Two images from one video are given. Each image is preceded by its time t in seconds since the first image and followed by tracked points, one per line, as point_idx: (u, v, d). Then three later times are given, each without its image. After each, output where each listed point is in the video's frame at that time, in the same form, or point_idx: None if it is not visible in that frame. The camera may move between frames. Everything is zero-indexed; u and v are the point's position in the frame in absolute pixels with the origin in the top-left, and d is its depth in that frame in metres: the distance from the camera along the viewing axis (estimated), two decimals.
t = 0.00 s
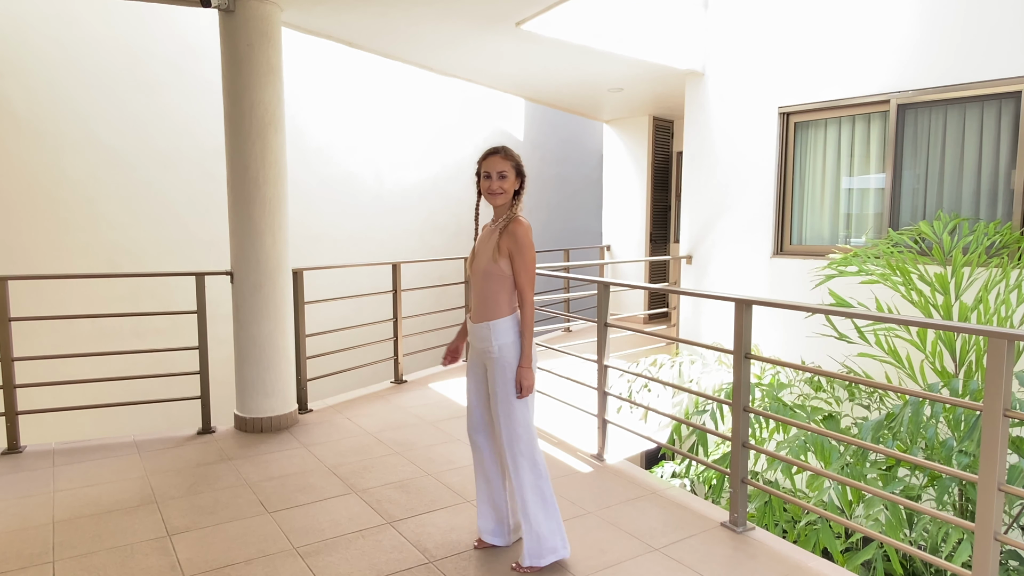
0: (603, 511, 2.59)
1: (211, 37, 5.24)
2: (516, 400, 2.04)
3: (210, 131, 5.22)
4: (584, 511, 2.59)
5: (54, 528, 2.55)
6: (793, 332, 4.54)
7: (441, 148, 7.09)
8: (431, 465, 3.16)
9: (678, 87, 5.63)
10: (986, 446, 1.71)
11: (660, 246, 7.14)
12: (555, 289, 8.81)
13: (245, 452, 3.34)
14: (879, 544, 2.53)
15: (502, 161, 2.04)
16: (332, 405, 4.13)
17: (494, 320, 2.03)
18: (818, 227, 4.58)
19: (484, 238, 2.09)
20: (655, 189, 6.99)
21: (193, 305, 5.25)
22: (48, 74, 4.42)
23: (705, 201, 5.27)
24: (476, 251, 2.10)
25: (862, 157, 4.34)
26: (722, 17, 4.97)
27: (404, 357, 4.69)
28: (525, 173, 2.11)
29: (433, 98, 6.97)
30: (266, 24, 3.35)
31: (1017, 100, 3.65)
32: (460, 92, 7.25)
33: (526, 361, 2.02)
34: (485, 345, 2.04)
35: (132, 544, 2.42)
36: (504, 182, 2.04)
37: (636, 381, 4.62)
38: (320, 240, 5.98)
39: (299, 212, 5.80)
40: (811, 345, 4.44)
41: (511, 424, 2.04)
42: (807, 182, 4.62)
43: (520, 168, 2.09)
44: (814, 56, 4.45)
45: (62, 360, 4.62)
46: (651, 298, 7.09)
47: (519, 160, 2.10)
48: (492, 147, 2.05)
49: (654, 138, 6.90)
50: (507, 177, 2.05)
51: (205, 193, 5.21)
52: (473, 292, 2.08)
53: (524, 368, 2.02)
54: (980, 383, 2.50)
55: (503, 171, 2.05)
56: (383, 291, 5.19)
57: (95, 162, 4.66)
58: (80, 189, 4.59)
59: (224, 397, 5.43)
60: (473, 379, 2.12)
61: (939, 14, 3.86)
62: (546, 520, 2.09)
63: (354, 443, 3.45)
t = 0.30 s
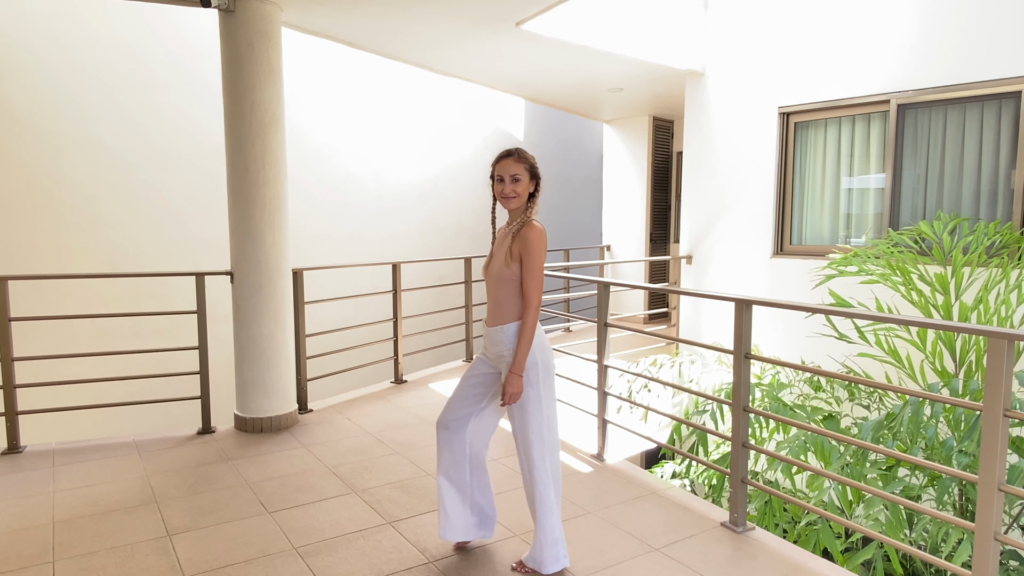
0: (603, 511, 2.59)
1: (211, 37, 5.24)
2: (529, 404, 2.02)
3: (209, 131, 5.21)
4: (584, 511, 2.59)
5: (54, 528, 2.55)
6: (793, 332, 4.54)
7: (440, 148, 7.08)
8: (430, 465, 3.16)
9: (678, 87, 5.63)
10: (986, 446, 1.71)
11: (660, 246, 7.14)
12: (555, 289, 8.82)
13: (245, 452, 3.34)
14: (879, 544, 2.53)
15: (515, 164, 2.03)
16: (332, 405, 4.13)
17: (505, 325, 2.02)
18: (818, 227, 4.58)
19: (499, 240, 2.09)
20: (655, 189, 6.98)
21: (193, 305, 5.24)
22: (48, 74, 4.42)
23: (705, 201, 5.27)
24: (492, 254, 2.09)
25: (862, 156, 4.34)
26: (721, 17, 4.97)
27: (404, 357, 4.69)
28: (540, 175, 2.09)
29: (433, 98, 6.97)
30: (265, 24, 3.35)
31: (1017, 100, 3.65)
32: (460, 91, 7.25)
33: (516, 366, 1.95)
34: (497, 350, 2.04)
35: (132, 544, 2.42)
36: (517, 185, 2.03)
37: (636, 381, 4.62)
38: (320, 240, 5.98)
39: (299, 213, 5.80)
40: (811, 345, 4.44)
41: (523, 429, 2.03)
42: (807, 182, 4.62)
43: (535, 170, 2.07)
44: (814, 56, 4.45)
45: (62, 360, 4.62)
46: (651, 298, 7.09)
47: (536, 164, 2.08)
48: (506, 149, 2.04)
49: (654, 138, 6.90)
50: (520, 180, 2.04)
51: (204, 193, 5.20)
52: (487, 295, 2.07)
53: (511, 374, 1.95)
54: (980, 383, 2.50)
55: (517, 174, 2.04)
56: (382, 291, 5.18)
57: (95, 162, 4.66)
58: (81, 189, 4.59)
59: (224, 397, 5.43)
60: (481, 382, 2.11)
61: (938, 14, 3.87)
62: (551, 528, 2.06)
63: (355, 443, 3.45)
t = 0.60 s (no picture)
0: (603, 512, 2.59)
1: (211, 36, 5.23)
2: (519, 402, 2.02)
3: (209, 131, 5.21)
4: (583, 512, 2.59)
5: (54, 528, 2.55)
6: (793, 332, 4.54)
7: (440, 148, 7.08)
8: (430, 465, 3.16)
9: (677, 87, 5.63)
10: (986, 446, 1.71)
11: (660, 246, 7.14)
12: (555, 289, 8.82)
13: (245, 452, 3.34)
14: (879, 544, 2.53)
15: (521, 163, 2.03)
16: (332, 405, 4.13)
17: (501, 325, 2.03)
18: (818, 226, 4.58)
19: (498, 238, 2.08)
20: (655, 189, 6.98)
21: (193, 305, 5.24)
22: (48, 74, 4.41)
23: (705, 201, 5.26)
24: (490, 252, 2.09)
25: (862, 156, 4.34)
26: (721, 17, 4.97)
27: (404, 357, 4.69)
28: (544, 175, 2.09)
29: (433, 97, 6.96)
30: (265, 24, 3.35)
31: (1017, 100, 3.65)
32: (460, 91, 7.25)
33: (499, 364, 1.97)
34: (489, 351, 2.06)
35: (132, 544, 2.42)
36: (520, 184, 2.03)
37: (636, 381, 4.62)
38: (319, 240, 5.98)
39: (299, 213, 5.80)
40: (811, 345, 4.44)
41: (513, 429, 2.03)
42: (807, 182, 4.62)
43: (540, 170, 2.07)
44: (815, 56, 4.45)
45: (62, 360, 4.63)
46: (651, 298, 7.09)
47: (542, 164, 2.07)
48: (512, 148, 2.04)
49: (654, 138, 6.89)
50: (524, 179, 2.04)
51: (204, 193, 5.20)
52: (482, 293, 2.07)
53: (492, 370, 1.97)
54: (980, 383, 2.50)
55: (521, 172, 2.04)
56: (382, 291, 5.18)
57: (94, 162, 4.66)
58: (81, 189, 4.60)
59: (225, 398, 5.43)
60: (477, 382, 2.10)
61: (938, 15, 3.87)
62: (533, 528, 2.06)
63: (355, 443, 3.45)
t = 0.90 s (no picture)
0: (602, 512, 2.59)
1: (211, 37, 5.23)
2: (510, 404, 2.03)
3: (210, 131, 5.21)
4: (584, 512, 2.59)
5: (54, 528, 2.55)
6: (793, 332, 4.55)
7: (440, 148, 7.08)
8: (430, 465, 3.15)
9: (677, 87, 5.63)
10: (986, 446, 1.71)
11: (660, 246, 7.14)
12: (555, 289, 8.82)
13: (245, 452, 3.34)
14: (879, 544, 2.53)
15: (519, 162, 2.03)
16: (332, 405, 4.12)
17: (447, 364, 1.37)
18: (818, 226, 4.59)
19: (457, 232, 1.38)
20: (655, 189, 6.98)
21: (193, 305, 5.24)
22: (48, 74, 4.42)
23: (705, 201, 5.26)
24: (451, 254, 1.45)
25: (862, 157, 4.35)
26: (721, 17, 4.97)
27: (404, 357, 4.68)
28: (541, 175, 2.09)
29: (432, 97, 6.96)
30: (265, 25, 3.35)
31: (1017, 100, 3.66)
32: (460, 91, 7.24)
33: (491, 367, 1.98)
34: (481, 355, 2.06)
35: (132, 544, 2.42)
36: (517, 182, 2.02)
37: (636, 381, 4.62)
38: (320, 240, 5.98)
39: (299, 213, 5.81)
40: (811, 345, 4.44)
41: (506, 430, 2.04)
42: (807, 182, 4.63)
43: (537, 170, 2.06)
44: (814, 57, 4.46)
45: (62, 360, 4.63)
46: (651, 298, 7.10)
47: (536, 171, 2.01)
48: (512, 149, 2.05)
49: (654, 138, 6.89)
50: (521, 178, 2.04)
51: (205, 194, 5.20)
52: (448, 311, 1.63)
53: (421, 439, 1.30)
54: (980, 383, 2.51)
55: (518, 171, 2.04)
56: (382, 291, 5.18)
57: (95, 162, 4.66)
58: (81, 189, 4.60)
59: (225, 398, 5.43)
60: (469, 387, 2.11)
61: (937, 15, 3.87)
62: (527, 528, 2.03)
63: (354, 443, 3.45)
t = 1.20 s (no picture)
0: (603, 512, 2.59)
1: (211, 36, 5.23)
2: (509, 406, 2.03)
3: (210, 131, 5.21)
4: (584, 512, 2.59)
5: (54, 528, 2.55)
6: (793, 332, 4.55)
7: (440, 148, 7.08)
8: (430, 465, 3.15)
9: (677, 87, 5.62)
10: (986, 445, 1.71)
11: (660, 246, 7.14)
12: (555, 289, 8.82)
13: (245, 452, 3.34)
14: (880, 544, 2.53)
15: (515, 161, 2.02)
16: (332, 405, 4.12)
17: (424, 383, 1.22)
18: (818, 227, 4.60)
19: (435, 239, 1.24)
20: (655, 189, 6.98)
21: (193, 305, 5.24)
22: (47, 74, 4.42)
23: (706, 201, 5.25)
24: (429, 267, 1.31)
25: (863, 157, 4.36)
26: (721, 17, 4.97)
27: (404, 357, 4.68)
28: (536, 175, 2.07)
29: (432, 97, 6.95)
30: (265, 25, 3.35)
31: (1017, 100, 3.66)
32: (460, 92, 7.24)
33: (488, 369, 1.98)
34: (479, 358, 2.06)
35: (132, 544, 2.42)
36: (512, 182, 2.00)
37: (636, 381, 4.62)
38: (320, 240, 5.99)
39: (299, 213, 5.82)
40: (812, 346, 4.44)
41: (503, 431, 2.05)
42: (807, 182, 4.63)
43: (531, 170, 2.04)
44: (815, 57, 4.46)
45: (62, 360, 4.63)
46: (651, 298, 7.10)
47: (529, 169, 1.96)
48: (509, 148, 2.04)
49: (654, 138, 6.89)
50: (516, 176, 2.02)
51: (205, 194, 5.20)
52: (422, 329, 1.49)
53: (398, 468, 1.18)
54: (980, 383, 2.51)
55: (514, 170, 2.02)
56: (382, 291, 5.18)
57: (96, 162, 4.66)
58: (81, 189, 4.61)
59: (225, 398, 5.43)
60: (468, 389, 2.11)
61: (937, 15, 3.87)
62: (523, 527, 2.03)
63: (354, 443, 3.45)
